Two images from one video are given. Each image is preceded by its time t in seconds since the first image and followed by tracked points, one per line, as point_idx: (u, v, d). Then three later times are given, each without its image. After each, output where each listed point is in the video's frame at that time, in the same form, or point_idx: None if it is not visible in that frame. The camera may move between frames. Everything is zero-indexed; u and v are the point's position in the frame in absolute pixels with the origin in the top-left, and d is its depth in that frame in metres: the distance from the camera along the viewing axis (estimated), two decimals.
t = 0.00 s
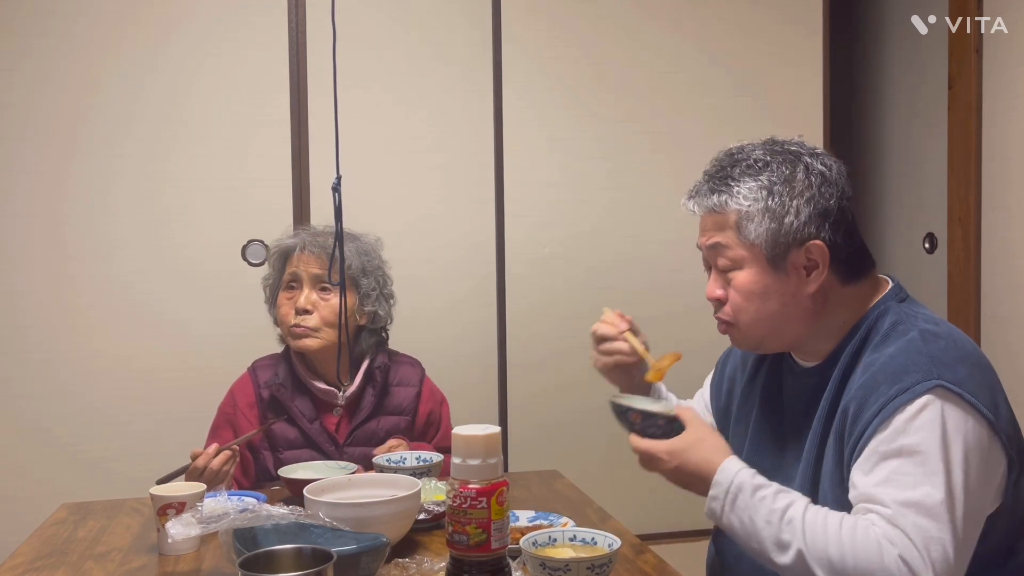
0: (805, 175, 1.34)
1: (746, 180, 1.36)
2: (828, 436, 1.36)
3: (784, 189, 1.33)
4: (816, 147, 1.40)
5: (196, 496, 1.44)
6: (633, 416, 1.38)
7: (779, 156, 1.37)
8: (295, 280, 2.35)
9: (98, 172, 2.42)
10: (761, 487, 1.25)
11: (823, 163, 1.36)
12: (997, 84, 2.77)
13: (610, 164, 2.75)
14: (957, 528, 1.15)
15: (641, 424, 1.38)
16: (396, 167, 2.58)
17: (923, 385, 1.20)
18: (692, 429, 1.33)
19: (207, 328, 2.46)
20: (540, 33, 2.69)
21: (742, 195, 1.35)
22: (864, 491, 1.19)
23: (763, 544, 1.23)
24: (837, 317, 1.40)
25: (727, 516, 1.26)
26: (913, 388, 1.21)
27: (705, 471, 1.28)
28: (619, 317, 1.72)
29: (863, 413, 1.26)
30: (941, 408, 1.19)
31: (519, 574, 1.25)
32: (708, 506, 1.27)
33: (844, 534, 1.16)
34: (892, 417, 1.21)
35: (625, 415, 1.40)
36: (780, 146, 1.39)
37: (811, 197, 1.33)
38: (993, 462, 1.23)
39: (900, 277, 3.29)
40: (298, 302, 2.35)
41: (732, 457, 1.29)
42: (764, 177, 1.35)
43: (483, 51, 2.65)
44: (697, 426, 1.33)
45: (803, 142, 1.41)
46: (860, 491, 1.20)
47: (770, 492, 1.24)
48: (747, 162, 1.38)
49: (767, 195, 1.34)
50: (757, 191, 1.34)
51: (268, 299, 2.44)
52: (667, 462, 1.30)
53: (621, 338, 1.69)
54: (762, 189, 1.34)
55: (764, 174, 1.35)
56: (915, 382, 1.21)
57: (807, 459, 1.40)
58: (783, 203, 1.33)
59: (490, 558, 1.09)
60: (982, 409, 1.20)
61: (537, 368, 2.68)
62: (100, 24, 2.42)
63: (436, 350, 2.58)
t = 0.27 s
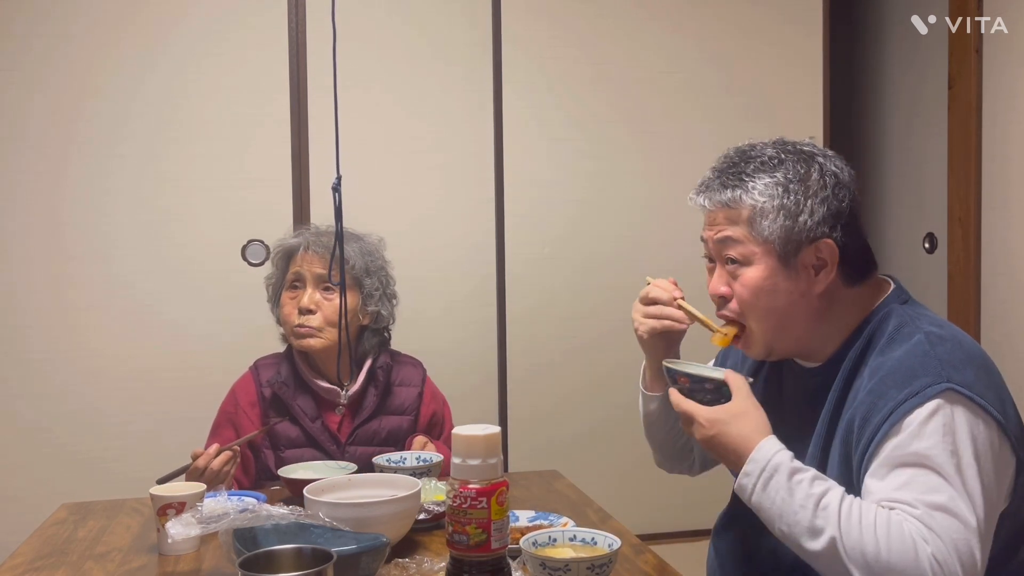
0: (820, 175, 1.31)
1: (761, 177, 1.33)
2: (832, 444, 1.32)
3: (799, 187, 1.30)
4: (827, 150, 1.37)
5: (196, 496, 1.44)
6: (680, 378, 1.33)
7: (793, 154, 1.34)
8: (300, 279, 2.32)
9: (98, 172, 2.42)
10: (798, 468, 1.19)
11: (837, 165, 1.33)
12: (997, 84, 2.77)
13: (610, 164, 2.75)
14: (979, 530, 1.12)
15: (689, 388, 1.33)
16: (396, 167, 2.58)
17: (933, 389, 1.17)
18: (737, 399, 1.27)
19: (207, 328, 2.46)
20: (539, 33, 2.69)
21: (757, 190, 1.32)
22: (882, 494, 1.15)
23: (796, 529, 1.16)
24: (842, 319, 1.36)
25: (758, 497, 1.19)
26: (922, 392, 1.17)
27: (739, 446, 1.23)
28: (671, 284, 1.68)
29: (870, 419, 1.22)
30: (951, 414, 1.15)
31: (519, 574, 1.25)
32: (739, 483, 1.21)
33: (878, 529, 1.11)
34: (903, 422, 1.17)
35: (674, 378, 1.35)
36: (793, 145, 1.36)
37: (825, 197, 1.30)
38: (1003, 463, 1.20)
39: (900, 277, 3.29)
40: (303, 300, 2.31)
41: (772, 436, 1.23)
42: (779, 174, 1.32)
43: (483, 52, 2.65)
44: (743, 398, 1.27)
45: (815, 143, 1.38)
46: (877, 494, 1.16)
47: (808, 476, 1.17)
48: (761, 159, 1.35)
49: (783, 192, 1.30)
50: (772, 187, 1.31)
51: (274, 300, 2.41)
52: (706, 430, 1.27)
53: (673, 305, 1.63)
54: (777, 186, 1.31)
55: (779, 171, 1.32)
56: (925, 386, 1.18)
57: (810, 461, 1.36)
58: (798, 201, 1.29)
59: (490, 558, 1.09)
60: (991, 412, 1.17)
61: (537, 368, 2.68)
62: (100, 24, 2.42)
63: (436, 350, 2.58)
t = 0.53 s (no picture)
0: (831, 180, 1.25)
1: (771, 183, 1.26)
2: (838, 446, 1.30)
3: (811, 193, 1.24)
4: (831, 149, 1.32)
5: (196, 496, 1.44)
6: (693, 375, 1.32)
7: (801, 158, 1.28)
8: (301, 280, 2.32)
9: (97, 172, 2.42)
10: (808, 467, 1.17)
11: (844, 167, 1.28)
12: (998, 84, 2.77)
13: (610, 164, 2.75)
14: (987, 533, 1.11)
15: (701, 382, 1.32)
16: (396, 168, 2.58)
17: (940, 391, 1.15)
18: (748, 396, 1.26)
19: (207, 328, 2.46)
20: (539, 33, 2.69)
21: (768, 198, 1.25)
22: (889, 496, 1.14)
23: (804, 528, 1.15)
24: (847, 320, 1.34)
25: (765, 495, 1.18)
26: (929, 395, 1.15)
27: (747, 443, 1.22)
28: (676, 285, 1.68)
29: (876, 423, 1.20)
30: (958, 416, 1.14)
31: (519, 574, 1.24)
32: (747, 479, 1.20)
33: (885, 530, 1.09)
34: (910, 425, 1.15)
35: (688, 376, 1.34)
36: (798, 147, 1.30)
37: (835, 202, 1.25)
38: (1010, 466, 1.19)
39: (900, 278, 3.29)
40: (303, 301, 2.31)
41: (781, 434, 1.21)
42: (789, 179, 1.25)
43: (483, 52, 2.65)
44: (753, 394, 1.26)
45: (818, 143, 1.33)
46: (884, 496, 1.15)
47: (816, 475, 1.16)
48: (769, 163, 1.28)
49: (795, 199, 1.24)
50: (783, 194, 1.25)
51: (274, 300, 2.41)
52: (715, 426, 1.26)
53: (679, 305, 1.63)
54: (789, 193, 1.24)
55: (788, 176, 1.26)
56: (932, 389, 1.16)
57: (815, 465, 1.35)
58: (810, 208, 1.24)
59: (490, 558, 1.09)
60: (999, 415, 1.15)
61: (537, 369, 2.68)
62: (100, 24, 2.42)
63: (436, 350, 2.58)
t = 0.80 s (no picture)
0: (831, 180, 1.25)
1: (772, 185, 1.25)
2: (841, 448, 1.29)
3: (812, 194, 1.24)
4: (830, 149, 1.32)
5: (196, 496, 1.44)
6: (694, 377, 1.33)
7: (800, 159, 1.27)
8: (299, 281, 2.33)
9: (97, 172, 2.42)
10: (809, 471, 1.16)
11: (845, 166, 1.28)
12: (997, 84, 2.77)
13: (610, 164, 2.75)
14: (990, 536, 1.10)
15: (701, 383, 1.32)
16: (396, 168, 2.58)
17: (945, 395, 1.14)
18: (750, 398, 1.24)
19: (207, 327, 2.46)
20: (539, 33, 2.69)
21: (769, 199, 1.24)
22: (892, 500, 1.13)
23: (807, 533, 1.14)
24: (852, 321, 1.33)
25: (768, 497, 1.17)
26: (934, 399, 1.14)
27: (749, 444, 1.20)
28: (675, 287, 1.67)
29: (881, 426, 1.19)
30: (963, 420, 1.13)
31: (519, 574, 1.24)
32: (749, 481, 1.19)
33: (889, 535, 1.08)
34: (914, 428, 1.14)
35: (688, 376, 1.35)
36: (797, 148, 1.30)
37: (836, 202, 1.24)
38: (1013, 468, 1.18)
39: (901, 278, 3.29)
40: (303, 301, 2.31)
41: (784, 437, 1.20)
42: (790, 181, 1.25)
43: (483, 52, 2.65)
44: (754, 395, 1.25)
45: (817, 143, 1.32)
46: (887, 499, 1.14)
47: (819, 478, 1.15)
48: (769, 164, 1.28)
49: (796, 200, 1.24)
50: (784, 196, 1.24)
51: (274, 300, 2.41)
52: (715, 426, 1.24)
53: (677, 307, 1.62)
54: (790, 194, 1.24)
55: (789, 178, 1.25)
56: (936, 392, 1.15)
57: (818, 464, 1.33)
58: (812, 208, 1.23)
59: (490, 558, 1.09)
60: (1003, 418, 1.14)
61: (537, 368, 2.68)
62: (99, 24, 2.42)
63: (436, 350, 2.58)
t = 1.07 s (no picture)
0: (832, 176, 1.25)
1: (773, 184, 1.25)
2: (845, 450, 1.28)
3: (813, 192, 1.24)
4: (829, 147, 1.32)
5: (196, 496, 1.44)
6: (667, 400, 1.28)
7: (800, 157, 1.27)
8: (299, 281, 2.31)
9: (96, 172, 2.42)
10: (796, 488, 1.15)
11: (844, 163, 1.28)
12: (997, 84, 2.77)
13: (610, 164, 2.75)
14: (993, 540, 1.10)
15: (676, 407, 1.28)
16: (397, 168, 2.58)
17: (950, 397, 1.14)
18: (728, 418, 1.22)
19: (207, 327, 2.46)
20: (539, 33, 2.69)
21: (771, 198, 1.24)
22: (894, 503, 1.12)
23: (799, 550, 1.13)
24: (858, 318, 1.32)
25: (758, 516, 1.16)
26: (940, 401, 1.14)
27: (735, 468, 1.18)
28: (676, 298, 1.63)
29: (886, 426, 1.18)
30: (967, 422, 1.13)
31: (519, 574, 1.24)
32: (737, 503, 1.17)
33: (887, 543, 1.08)
34: (919, 430, 1.14)
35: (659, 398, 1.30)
36: (796, 147, 1.30)
37: (838, 199, 1.24)
38: (1016, 471, 1.18)
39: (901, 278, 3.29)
40: (303, 302, 2.31)
41: (767, 455, 1.18)
42: (791, 179, 1.25)
43: (483, 52, 2.65)
44: (735, 418, 1.22)
45: (815, 142, 1.32)
46: (888, 501, 1.13)
47: (808, 494, 1.15)
48: (769, 164, 1.28)
49: (797, 198, 1.24)
50: (786, 194, 1.24)
51: (273, 300, 2.41)
52: (698, 452, 1.21)
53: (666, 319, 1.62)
54: (792, 193, 1.24)
55: (789, 176, 1.25)
56: (942, 394, 1.14)
57: (821, 464, 1.32)
58: (814, 206, 1.23)
59: (490, 558, 1.09)
60: (1007, 420, 1.14)
61: (537, 368, 2.68)
62: (99, 24, 2.42)
63: (436, 350, 2.58)
